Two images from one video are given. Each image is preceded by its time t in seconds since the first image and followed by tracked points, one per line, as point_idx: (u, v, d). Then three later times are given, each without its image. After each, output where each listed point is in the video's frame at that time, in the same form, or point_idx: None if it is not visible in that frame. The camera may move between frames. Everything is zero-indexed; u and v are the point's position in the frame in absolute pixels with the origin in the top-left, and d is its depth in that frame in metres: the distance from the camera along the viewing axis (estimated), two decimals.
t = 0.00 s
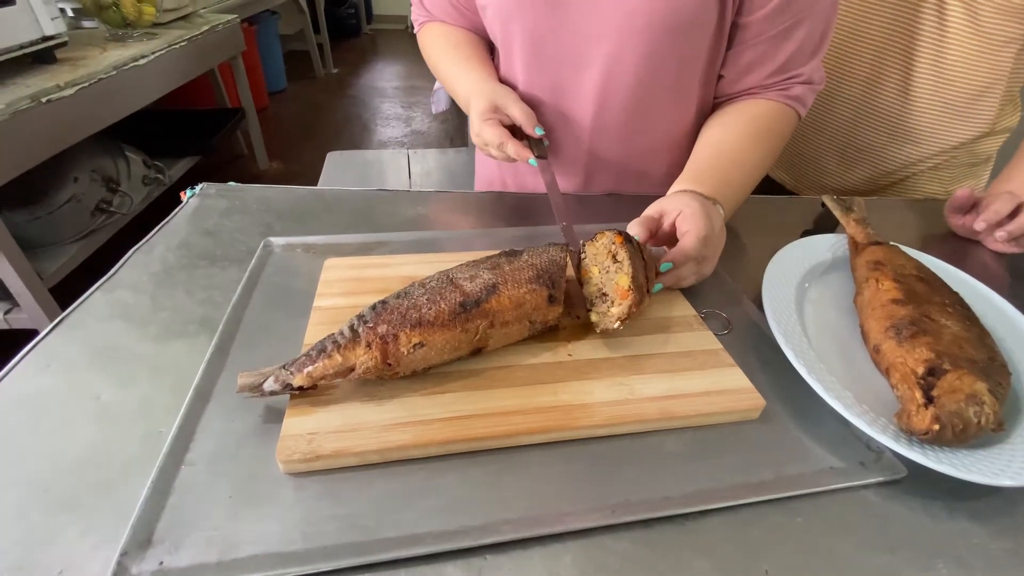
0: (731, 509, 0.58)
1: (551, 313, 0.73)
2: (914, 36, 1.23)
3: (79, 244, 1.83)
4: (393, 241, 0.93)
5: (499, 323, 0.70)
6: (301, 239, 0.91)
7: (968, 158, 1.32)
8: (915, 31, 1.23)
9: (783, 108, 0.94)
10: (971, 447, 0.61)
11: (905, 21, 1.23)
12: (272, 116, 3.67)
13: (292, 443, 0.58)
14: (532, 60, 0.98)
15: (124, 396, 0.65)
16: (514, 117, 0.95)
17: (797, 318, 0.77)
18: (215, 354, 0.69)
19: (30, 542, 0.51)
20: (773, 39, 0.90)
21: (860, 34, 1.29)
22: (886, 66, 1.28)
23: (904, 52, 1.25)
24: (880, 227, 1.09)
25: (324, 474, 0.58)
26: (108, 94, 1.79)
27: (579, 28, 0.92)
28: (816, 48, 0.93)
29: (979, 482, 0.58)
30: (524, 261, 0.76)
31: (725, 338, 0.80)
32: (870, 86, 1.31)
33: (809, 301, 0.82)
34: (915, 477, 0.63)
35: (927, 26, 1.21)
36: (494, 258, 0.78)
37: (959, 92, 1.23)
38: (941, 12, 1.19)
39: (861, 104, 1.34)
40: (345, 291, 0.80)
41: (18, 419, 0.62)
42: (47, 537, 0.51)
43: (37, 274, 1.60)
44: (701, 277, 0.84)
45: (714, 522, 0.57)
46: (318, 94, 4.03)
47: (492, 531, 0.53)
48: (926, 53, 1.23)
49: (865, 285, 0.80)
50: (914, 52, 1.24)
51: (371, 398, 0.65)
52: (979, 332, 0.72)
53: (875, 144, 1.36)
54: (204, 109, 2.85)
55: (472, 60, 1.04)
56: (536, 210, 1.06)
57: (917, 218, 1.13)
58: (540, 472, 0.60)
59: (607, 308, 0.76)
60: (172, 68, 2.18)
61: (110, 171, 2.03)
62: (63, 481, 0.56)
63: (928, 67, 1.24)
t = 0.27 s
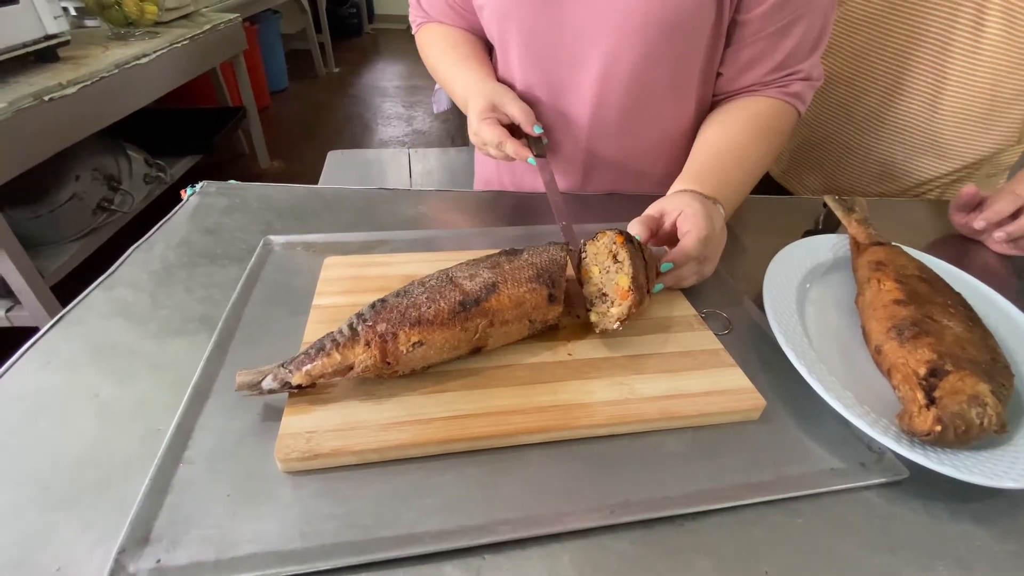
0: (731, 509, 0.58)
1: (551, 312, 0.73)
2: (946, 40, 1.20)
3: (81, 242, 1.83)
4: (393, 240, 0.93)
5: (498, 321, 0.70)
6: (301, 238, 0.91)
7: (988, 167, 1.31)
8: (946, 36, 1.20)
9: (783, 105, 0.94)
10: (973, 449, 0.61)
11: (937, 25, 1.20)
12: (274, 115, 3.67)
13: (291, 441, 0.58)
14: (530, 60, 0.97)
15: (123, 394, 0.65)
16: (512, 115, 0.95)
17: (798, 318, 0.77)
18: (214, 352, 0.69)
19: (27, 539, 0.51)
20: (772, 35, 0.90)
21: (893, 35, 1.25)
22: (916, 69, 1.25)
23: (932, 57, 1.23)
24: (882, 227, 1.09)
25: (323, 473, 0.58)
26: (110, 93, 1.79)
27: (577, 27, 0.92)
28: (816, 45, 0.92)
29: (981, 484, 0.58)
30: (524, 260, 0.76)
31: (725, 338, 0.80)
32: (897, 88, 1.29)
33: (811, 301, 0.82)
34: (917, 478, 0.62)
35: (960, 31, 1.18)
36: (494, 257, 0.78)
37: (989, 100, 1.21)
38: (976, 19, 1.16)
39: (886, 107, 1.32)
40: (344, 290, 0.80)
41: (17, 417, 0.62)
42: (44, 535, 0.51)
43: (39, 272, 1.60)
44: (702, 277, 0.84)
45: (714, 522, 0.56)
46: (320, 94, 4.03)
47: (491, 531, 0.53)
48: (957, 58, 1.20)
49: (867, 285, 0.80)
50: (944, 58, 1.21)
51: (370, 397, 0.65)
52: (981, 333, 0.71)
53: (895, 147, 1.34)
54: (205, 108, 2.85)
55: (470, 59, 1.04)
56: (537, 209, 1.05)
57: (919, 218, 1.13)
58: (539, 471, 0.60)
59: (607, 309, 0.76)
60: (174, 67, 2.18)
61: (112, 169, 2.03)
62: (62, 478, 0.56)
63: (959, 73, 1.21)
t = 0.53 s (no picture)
0: (730, 511, 0.58)
1: (551, 313, 0.73)
2: (971, 45, 1.11)
3: (81, 242, 1.83)
4: (393, 240, 0.93)
5: (498, 322, 0.70)
6: (302, 238, 0.91)
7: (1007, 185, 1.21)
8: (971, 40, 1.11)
9: (783, 107, 0.94)
10: (971, 450, 0.61)
11: (964, 26, 1.11)
12: (274, 115, 3.67)
13: (290, 440, 0.58)
14: (530, 59, 0.97)
15: (123, 393, 0.65)
16: (512, 114, 0.95)
17: (797, 319, 0.77)
18: (214, 351, 0.69)
19: (26, 538, 0.51)
20: (772, 39, 0.90)
21: (913, 36, 1.17)
22: (936, 73, 1.17)
23: (954, 61, 1.14)
24: (881, 229, 1.09)
25: (322, 472, 0.58)
26: (110, 92, 1.79)
27: (576, 26, 0.92)
28: (816, 46, 0.93)
29: (979, 486, 0.58)
30: (524, 261, 0.76)
31: (725, 339, 0.80)
32: (913, 94, 1.21)
33: (810, 302, 0.82)
34: (915, 480, 0.62)
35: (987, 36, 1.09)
36: (494, 258, 0.78)
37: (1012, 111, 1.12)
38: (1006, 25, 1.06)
39: (901, 112, 1.24)
40: (344, 289, 0.80)
41: (17, 416, 0.62)
42: (44, 534, 0.51)
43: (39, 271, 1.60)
44: (702, 279, 0.84)
45: (713, 523, 0.57)
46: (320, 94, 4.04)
47: (489, 531, 0.53)
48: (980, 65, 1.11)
49: (866, 288, 0.80)
50: (966, 63, 1.13)
51: (369, 397, 0.65)
52: (980, 335, 0.71)
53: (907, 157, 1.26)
54: (206, 108, 2.85)
55: (470, 58, 1.04)
56: (537, 210, 1.06)
57: (918, 220, 1.13)
58: (538, 472, 0.60)
59: (604, 309, 0.75)
60: (175, 67, 2.18)
61: (112, 169, 2.03)
62: (61, 477, 0.56)
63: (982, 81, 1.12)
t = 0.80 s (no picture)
0: (729, 514, 0.58)
1: (551, 315, 0.73)
2: (982, 51, 1.07)
3: (81, 242, 1.83)
4: (394, 242, 0.93)
5: (498, 324, 0.70)
6: (303, 239, 0.92)
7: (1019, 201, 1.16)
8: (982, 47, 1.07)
9: (784, 111, 0.94)
10: (971, 454, 0.61)
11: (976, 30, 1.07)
12: (275, 117, 3.68)
13: (290, 442, 0.58)
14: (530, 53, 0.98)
15: (122, 394, 0.65)
16: (512, 109, 0.95)
17: (797, 322, 0.77)
18: (214, 353, 0.69)
19: (25, 539, 0.51)
20: (774, 39, 0.91)
21: (924, 38, 1.16)
22: (947, 78, 1.13)
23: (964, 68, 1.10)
24: (881, 233, 1.09)
25: (322, 474, 0.58)
26: (111, 93, 1.79)
27: (576, 21, 0.92)
28: (817, 49, 0.93)
29: (979, 489, 0.58)
30: (524, 263, 0.76)
31: (725, 342, 0.80)
32: (918, 99, 1.18)
33: (810, 306, 0.82)
34: (915, 484, 0.62)
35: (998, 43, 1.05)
36: (495, 260, 0.78)
37: None
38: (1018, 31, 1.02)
39: (906, 116, 1.21)
40: (344, 291, 0.80)
41: (15, 417, 0.62)
42: (42, 535, 0.51)
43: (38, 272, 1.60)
44: (703, 283, 0.84)
45: (712, 526, 0.57)
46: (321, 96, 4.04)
47: (489, 533, 0.53)
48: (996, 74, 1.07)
49: (865, 291, 0.80)
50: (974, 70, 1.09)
51: (369, 399, 0.65)
52: (980, 339, 0.71)
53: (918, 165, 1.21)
54: (207, 109, 2.86)
55: (470, 54, 1.05)
56: (538, 212, 1.06)
57: (918, 224, 1.13)
58: (538, 474, 0.60)
59: (601, 312, 0.75)
60: (176, 68, 2.19)
61: (112, 170, 2.03)
62: (60, 478, 0.56)
63: (995, 89, 1.07)
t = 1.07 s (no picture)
0: (728, 516, 0.58)
1: (551, 317, 0.73)
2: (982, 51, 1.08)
3: (81, 243, 1.83)
4: (394, 244, 0.93)
5: (497, 326, 0.70)
6: (303, 241, 0.92)
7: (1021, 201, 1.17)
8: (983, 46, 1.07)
9: (784, 115, 0.94)
10: (970, 457, 0.61)
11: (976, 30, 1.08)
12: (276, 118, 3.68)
13: (289, 443, 0.58)
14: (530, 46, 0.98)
15: (122, 395, 0.65)
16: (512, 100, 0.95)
17: (796, 325, 0.77)
18: (214, 353, 0.69)
19: (24, 539, 0.51)
20: (776, 41, 0.91)
21: (921, 39, 1.16)
22: (945, 79, 1.13)
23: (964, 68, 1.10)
24: (881, 236, 1.09)
25: (320, 475, 0.58)
26: (113, 95, 1.79)
27: (578, 14, 0.92)
28: (816, 54, 0.94)
29: (978, 493, 0.58)
30: (524, 265, 0.76)
31: (724, 345, 0.80)
32: (917, 99, 1.19)
33: (809, 309, 0.82)
34: (914, 487, 0.62)
35: (998, 43, 1.05)
36: (494, 262, 0.78)
37: None
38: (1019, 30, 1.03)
39: (904, 117, 1.22)
40: (344, 293, 0.80)
41: (15, 417, 0.62)
42: (41, 535, 0.51)
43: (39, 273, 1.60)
44: (703, 286, 0.84)
45: (711, 529, 0.57)
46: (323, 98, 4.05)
47: (488, 535, 0.53)
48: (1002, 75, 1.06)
49: (865, 294, 0.80)
50: (975, 70, 1.09)
51: (369, 400, 0.65)
52: (979, 342, 0.72)
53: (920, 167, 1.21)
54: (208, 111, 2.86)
55: (470, 49, 1.05)
56: (538, 215, 1.06)
57: (918, 227, 1.13)
58: (537, 477, 0.60)
59: (594, 312, 0.76)
60: (178, 69, 2.19)
61: (113, 171, 2.03)
62: (59, 478, 0.56)
63: (999, 91, 1.07)
